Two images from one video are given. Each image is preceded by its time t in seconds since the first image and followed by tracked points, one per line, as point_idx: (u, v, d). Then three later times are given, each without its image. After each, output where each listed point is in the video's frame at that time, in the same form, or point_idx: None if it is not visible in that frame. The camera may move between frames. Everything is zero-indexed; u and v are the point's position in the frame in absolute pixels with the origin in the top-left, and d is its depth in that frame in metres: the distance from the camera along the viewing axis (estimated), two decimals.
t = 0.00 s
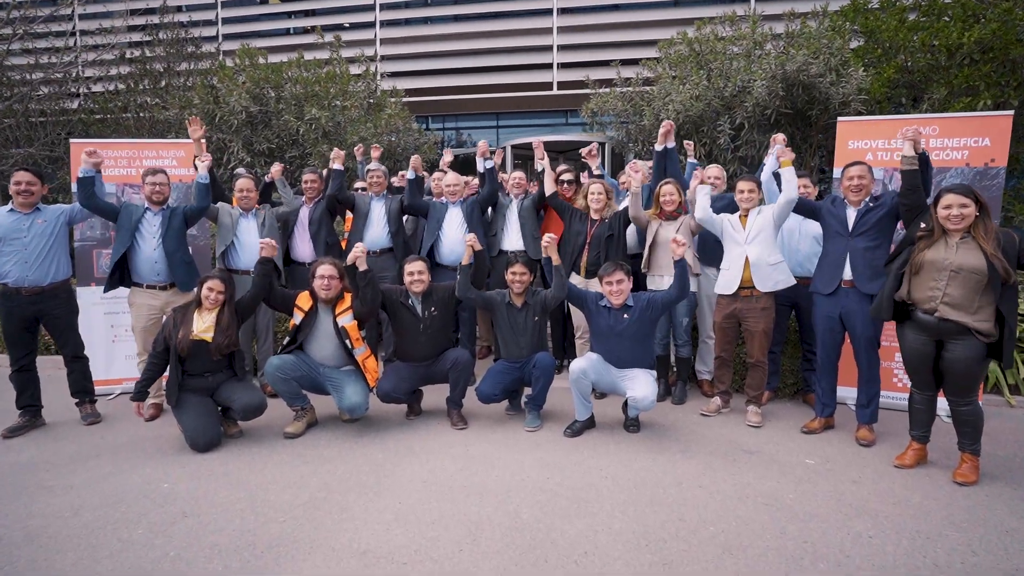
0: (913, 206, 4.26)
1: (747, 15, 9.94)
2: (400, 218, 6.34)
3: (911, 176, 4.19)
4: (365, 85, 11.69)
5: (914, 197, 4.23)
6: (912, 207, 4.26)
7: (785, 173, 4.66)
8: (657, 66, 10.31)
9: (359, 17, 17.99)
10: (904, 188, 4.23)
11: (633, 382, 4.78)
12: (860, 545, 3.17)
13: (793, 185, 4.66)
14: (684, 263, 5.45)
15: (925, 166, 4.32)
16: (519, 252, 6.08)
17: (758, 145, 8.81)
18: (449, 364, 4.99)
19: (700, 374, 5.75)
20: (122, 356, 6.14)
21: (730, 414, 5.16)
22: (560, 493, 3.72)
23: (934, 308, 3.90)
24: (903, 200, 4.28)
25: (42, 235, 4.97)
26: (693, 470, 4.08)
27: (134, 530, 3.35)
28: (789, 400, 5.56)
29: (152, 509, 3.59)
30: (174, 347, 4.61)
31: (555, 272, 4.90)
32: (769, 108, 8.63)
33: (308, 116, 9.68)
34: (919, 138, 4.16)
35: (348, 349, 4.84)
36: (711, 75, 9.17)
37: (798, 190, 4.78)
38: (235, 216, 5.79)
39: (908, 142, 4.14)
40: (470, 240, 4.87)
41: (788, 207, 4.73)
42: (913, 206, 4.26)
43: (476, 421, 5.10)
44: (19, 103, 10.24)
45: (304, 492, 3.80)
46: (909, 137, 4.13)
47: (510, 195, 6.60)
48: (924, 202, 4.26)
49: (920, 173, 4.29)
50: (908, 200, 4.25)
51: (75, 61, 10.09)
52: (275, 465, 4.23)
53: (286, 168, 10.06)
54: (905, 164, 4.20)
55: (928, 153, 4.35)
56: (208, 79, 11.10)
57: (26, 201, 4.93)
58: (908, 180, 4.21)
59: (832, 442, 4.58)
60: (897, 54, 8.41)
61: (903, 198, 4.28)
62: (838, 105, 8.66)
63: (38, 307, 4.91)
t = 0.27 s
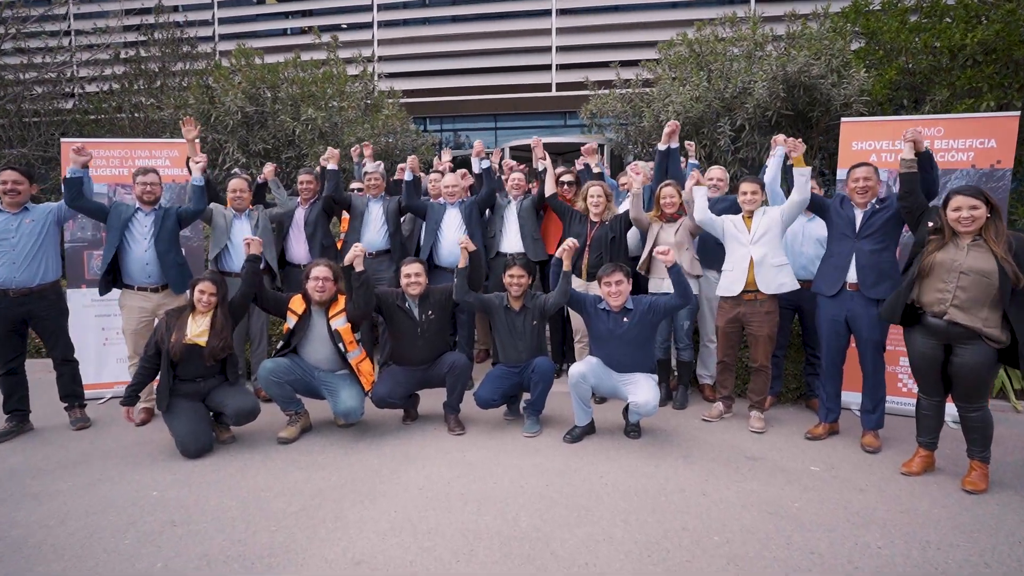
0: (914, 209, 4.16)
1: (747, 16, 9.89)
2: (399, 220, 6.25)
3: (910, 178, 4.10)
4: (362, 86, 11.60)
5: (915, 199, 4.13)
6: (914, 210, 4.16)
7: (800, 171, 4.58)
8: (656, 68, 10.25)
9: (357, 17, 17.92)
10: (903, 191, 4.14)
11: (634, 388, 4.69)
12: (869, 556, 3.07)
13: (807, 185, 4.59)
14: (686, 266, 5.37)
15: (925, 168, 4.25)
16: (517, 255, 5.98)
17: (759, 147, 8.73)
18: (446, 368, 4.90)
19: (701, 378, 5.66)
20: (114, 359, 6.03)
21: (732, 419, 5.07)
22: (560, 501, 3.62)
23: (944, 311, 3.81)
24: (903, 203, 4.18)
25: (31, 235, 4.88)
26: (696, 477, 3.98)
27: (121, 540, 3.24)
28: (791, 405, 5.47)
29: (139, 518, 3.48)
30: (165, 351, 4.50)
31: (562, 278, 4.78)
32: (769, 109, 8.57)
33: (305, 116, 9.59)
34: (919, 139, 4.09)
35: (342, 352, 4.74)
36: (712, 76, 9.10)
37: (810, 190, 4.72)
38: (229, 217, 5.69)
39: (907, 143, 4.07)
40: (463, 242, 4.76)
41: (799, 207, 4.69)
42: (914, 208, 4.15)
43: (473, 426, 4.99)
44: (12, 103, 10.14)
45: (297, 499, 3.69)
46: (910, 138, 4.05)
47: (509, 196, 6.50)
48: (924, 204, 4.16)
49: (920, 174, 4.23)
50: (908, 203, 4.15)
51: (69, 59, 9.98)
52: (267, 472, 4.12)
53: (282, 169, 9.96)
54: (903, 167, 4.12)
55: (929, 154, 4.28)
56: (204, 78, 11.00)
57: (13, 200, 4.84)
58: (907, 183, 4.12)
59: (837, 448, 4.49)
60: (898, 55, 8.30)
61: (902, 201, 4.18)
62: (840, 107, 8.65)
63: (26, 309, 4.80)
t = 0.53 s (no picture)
0: (922, 215, 4.11)
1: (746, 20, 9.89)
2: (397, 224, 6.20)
3: (917, 184, 4.06)
4: (360, 89, 11.58)
5: (922, 206, 4.09)
6: (921, 216, 4.11)
7: (798, 177, 4.54)
8: (655, 71, 10.22)
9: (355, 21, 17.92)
10: (911, 197, 4.10)
11: (634, 394, 4.62)
12: (874, 567, 3.00)
13: (807, 189, 4.55)
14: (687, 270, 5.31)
15: (935, 174, 4.20)
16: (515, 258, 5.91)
17: (759, 152, 8.68)
18: (443, 373, 4.83)
19: (702, 383, 5.59)
20: (107, 363, 5.96)
21: (734, 425, 5.00)
22: (559, 510, 3.56)
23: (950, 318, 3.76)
24: (912, 210, 4.13)
25: (22, 238, 4.82)
26: (697, 485, 3.91)
27: (109, 550, 3.16)
28: (792, 410, 5.41)
29: (129, 527, 3.41)
30: (158, 355, 4.42)
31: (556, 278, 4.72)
32: (769, 113, 8.57)
33: (302, 119, 9.55)
34: (928, 144, 4.04)
35: (338, 356, 4.68)
36: (711, 80, 9.07)
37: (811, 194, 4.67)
38: (223, 220, 5.62)
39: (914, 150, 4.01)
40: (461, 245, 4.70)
41: (799, 211, 4.63)
42: (922, 215, 4.11)
43: (471, 432, 4.92)
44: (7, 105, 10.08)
45: (291, 508, 3.62)
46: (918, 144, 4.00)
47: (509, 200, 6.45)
48: (932, 210, 4.12)
49: (928, 181, 4.19)
50: (916, 209, 4.11)
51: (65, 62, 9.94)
52: (261, 479, 4.04)
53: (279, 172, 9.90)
54: (911, 172, 4.07)
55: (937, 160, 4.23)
56: (200, 80, 10.95)
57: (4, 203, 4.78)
58: (914, 188, 4.08)
59: (839, 455, 4.42)
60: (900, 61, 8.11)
61: (911, 207, 4.14)
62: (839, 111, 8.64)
63: (17, 313, 4.72)
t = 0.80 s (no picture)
0: (926, 218, 4.05)
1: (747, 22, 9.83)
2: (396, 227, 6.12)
3: (923, 186, 3.97)
4: (358, 91, 11.53)
5: (926, 208, 4.02)
6: (925, 218, 4.04)
7: (804, 176, 4.47)
8: (655, 73, 10.17)
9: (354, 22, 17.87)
10: (914, 199, 4.03)
11: (635, 399, 4.54)
12: None
13: (814, 188, 4.48)
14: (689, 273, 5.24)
15: (942, 174, 4.11)
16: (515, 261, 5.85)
17: (760, 154, 8.57)
18: (441, 378, 4.75)
19: (704, 389, 5.51)
20: (100, 366, 5.87)
21: (736, 431, 4.93)
22: (558, 519, 3.47)
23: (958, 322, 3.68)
24: (915, 212, 4.06)
25: (13, 239, 4.73)
26: (700, 493, 3.83)
27: (97, 561, 3.08)
28: (795, 416, 5.34)
29: (118, 536, 3.32)
30: (150, 359, 4.33)
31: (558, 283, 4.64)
32: (771, 115, 8.48)
33: (300, 120, 9.49)
34: (938, 144, 3.92)
35: (334, 361, 4.59)
36: (711, 81, 9.01)
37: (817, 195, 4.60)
38: (219, 221, 5.55)
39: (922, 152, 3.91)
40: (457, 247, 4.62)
41: (803, 211, 4.57)
42: (926, 217, 4.04)
43: (470, 438, 4.84)
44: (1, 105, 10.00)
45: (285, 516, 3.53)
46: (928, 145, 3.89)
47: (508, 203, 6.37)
48: (937, 212, 4.04)
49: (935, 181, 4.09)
50: (917, 211, 4.05)
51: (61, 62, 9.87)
52: (255, 486, 3.96)
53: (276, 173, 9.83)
54: (918, 173, 3.98)
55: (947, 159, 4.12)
56: (197, 80, 10.89)
57: None
58: (920, 190, 3.99)
59: (844, 462, 4.34)
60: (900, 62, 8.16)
61: (912, 210, 4.07)
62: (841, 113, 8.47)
63: (7, 315, 4.64)
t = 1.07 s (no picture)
0: (933, 224, 3.98)
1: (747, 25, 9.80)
2: (395, 230, 6.05)
3: (927, 192, 3.92)
4: (356, 94, 11.48)
5: (931, 214, 3.95)
6: (930, 224, 3.97)
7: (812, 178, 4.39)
8: (654, 76, 10.13)
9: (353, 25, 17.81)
10: (920, 205, 3.96)
11: (636, 406, 4.46)
12: None
13: (819, 190, 4.40)
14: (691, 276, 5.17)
15: (944, 181, 4.06)
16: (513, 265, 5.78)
17: (760, 157, 8.44)
18: (438, 384, 4.66)
19: (705, 394, 5.43)
20: (93, 372, 5.80)
21: (739, 438, 4.85)
22: (559, 530, 3.39)
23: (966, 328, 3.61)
24: (920, 218, 3.99)
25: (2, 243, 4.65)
26: (703, 502, 3.75)
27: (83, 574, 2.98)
28: (797, 422, 5.26)
29: (106, 547, 3.23)
30: (140, 365, 4.24)
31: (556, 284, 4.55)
32: (771, 118, 8.22)
33: (297, 123, 9.42)
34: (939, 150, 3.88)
35: (328, 367, 4.50)
36: (711, 84, 8.93)
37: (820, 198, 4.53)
38: (214, 224, 5.49)
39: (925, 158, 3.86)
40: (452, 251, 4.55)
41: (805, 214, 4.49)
42: (933, 224, 3.97)
43: (467, 445, 4.75)
44: None
45: (278, 527, 3.44)
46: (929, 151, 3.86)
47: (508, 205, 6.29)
48: (943, 218, 3.98)
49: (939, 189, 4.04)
50: (923, 218, 3.97)
51: (56, 64, 9.80)
52: (248, 495, 3.86)
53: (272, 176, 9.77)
54: (921, 179, 3.93)
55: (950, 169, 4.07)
56: (193, 83, 10.82)
57: None
58: (924, 196, 3.93)
59: (849, 470, 4.26)
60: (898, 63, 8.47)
61: (919, 216, 4.00)
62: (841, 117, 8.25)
63: None
